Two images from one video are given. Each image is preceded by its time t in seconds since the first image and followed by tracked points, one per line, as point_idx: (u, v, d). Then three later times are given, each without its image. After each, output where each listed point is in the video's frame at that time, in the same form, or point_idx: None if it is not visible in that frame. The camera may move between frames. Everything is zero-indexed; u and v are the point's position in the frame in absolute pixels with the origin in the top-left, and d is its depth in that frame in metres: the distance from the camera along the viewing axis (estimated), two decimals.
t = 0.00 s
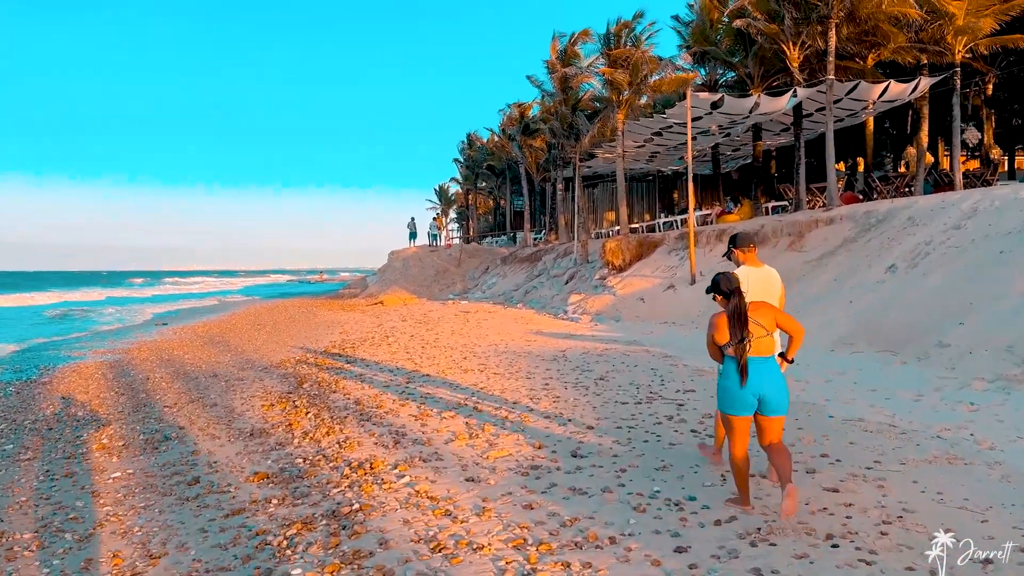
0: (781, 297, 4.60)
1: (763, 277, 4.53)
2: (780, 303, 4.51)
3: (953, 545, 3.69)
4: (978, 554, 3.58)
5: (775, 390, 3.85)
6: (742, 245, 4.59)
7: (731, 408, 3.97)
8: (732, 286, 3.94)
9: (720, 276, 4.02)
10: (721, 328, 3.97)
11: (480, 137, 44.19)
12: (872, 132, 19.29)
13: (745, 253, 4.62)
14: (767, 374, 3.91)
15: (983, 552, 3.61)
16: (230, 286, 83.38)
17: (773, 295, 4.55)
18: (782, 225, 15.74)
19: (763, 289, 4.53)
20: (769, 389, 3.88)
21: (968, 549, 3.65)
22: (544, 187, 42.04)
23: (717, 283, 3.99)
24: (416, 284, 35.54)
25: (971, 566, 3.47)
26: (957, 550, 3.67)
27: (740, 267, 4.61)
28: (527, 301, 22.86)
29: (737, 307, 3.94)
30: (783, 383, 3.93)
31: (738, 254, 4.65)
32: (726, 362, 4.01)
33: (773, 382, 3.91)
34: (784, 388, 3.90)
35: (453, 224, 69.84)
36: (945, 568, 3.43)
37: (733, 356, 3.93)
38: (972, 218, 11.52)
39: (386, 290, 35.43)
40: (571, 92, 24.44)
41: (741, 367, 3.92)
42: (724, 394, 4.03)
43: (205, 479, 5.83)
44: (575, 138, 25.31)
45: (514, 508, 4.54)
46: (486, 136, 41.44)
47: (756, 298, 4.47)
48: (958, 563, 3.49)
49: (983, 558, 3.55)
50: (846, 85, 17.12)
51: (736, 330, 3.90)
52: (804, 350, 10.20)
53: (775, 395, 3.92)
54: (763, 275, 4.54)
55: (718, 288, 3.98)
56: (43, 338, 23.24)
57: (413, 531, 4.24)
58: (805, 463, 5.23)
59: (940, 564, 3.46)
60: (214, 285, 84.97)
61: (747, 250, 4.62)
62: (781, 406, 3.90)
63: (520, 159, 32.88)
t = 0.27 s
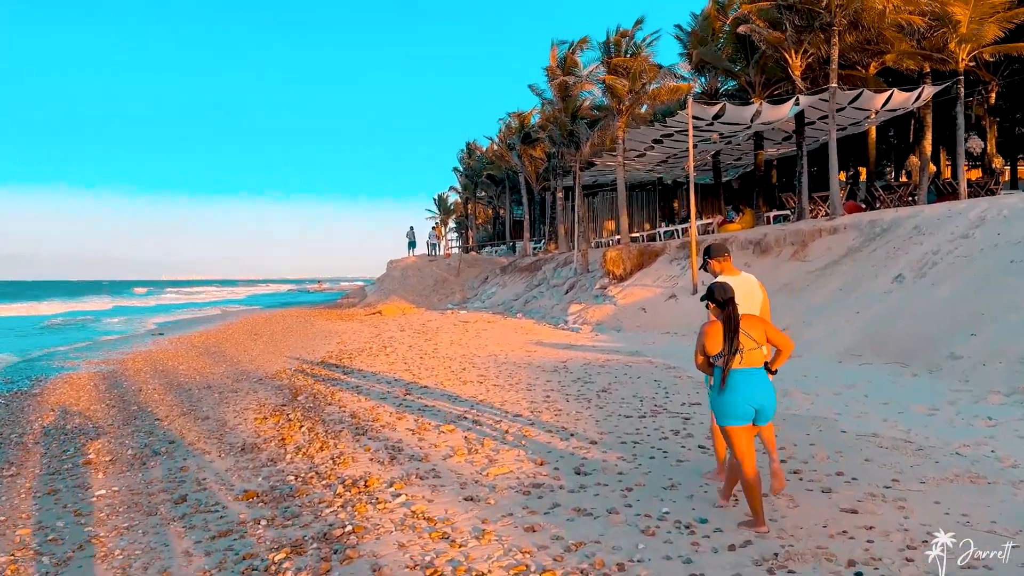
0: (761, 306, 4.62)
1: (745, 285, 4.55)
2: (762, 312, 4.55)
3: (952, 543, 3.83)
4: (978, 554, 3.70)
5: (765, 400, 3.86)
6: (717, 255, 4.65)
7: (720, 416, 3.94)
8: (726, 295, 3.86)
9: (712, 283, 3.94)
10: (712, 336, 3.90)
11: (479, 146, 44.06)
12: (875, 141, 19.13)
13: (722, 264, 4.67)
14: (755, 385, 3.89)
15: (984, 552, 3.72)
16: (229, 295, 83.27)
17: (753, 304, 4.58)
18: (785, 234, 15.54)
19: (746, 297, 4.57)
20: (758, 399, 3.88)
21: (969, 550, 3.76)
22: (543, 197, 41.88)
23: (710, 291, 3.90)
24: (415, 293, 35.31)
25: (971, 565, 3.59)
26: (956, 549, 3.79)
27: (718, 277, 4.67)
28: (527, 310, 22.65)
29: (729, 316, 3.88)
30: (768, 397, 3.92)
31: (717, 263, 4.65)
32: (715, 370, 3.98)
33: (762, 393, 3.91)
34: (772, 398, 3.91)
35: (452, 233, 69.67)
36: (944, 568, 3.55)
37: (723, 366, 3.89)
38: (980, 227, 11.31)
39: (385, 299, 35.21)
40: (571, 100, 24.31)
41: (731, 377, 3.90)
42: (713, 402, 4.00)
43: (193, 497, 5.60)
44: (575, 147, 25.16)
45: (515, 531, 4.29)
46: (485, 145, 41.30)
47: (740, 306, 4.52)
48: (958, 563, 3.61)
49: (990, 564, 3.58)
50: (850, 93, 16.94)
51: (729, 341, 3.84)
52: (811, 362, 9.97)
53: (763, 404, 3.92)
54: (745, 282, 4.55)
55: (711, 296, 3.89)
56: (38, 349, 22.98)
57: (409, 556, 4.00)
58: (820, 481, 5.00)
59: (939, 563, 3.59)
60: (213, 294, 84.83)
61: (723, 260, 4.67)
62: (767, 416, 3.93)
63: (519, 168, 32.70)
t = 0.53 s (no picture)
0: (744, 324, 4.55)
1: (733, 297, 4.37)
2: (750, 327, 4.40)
3: (952, 543, 4.01)
4: (978, 554, 3.87)
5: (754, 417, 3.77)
6: (711, 267, 4.53)
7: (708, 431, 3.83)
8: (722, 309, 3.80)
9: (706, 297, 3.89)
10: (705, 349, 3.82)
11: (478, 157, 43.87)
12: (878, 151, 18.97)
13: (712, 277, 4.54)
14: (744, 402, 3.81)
15: (984, 552, 3.90)
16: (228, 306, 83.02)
17: (746, 321, 4.36)
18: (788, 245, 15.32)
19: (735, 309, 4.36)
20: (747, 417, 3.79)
21: (968, 550, 3.94)
22: (542, 207, 41.65)
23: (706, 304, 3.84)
24: (413, 304, 35.03)
25: (969, 564, 3.77)
26: (956, 549, 3.97)
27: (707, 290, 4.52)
28: (526, 322, 22.41)
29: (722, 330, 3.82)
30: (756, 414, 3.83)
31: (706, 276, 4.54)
32: (704, 385, 3.88)
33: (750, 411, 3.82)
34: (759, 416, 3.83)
35: (451, 243, 69.41)
36: (944, 567, 3.72)
37: (716, 380, 3.78)
38: (989, 238, 11.10)
39: (383, 311, 34.93)
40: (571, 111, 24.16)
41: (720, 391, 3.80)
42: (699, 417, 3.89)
43: (178, 522, 5.34)
44: (574, 157, 24.99)
45: (515, 562, 4.03)
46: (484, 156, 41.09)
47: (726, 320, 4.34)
48: (957, 562, 3.79)
49: (989, 564, 3.75)
50: (853, 103, 16.75)
51: (727, 353, 3.76)
52: (817, 377, 9.74)
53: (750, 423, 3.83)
54: (737, 295, 4.33)
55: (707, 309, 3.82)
56: (32, 361, 22.67)
57: None
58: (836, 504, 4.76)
59: (940, 563, 3.77)
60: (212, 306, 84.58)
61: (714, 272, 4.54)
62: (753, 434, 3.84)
63: (518, 178, 32.48)
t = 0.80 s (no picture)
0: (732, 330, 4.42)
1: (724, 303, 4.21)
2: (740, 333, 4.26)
3: (953, 543, 4.06)
4: (978, 554, 3.93)
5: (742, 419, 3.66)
6: (704, 277, 4.27)
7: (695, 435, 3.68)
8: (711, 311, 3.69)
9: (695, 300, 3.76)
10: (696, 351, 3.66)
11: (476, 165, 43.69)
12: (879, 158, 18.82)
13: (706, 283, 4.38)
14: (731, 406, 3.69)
15: (984, 551, 3.95)
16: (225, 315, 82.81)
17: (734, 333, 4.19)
18: (789, 253, 15.11)
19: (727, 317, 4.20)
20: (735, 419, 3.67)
21: (969, 549, 3.98)
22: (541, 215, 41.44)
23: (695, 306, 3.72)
24: (410, 313, 34.77)
25: (970, 565, 3.83)
26: (957, 548, 4.04)
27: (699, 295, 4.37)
28: (524, 330, 22.19)
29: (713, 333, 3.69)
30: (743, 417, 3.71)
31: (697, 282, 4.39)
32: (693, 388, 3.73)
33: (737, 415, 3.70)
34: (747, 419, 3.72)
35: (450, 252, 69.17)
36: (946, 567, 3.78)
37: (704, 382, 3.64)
38: (995, 245, 10.88)
39: (380, 319, 34.69)
40: (568, 118, 23.99)
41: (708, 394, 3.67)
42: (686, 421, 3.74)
43: (158, 540, 5.10)
44: (572, 164, 24.81)
45: None
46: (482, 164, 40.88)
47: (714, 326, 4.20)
48: (958, 563, 3.84)
49: (990, 563, 3.81)
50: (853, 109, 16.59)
51: (719, 355, 3.62)
52: (821, 387, 9.51)
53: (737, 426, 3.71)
54: (730, 306, 4.18)
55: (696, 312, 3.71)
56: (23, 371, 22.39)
57: None
58: (850, 522, 4.53)
59: (942, 564, 3.81)
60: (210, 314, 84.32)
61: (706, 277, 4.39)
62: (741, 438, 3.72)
63: (516, 186, 32.28)
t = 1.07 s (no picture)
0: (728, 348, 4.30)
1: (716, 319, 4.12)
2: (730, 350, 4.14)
3: (953, 544, 4.23)
4: (978, 553, 4.11)
5: (724, 438, 3.53)
6: (698, 282, 4.15)
7: (676, 454, 3.60)
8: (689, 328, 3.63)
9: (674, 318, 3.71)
10: (675, 370, 3.61)
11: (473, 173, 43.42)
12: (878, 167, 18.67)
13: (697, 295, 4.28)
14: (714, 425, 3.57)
15: (984, 551, 4.13)
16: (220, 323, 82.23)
17: (724, 344, 4.10)
18: (790, 261, 14.92)
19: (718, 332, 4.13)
20: (716, 437, 3.55)
21: (969, 549, 4.17)
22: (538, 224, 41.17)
23: (673, 324, 3.66)
24: (406, 322, 34.43)
25: (970, 564, 4.01)
26: (957, 548, 4.21)
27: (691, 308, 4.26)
28: (521, 340, 21.93)
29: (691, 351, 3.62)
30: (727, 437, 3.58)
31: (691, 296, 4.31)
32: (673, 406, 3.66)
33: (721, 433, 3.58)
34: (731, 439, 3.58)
35: (446, 261, 68.80)
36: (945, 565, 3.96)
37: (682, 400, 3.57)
38: (1001, 254, 10.70)
39: (376, 329, 34.34)
40: (565, 126, 23.82)
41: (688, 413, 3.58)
42: (668, 439, 3.66)
43: (139, 563, 4.87)
44: (569, 172, 24.63)
45: None
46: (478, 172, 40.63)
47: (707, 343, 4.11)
48: (959, 562, 4.02)
49: (988, 563, 3.98)
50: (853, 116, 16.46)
51: (694, 373, 3.54)
52: (825, 400, 9.29)
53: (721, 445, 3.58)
54: (720, 318, 4.09)
55: (674, 330, 3.65)
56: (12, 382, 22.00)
57: None
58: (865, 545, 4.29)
59: (941, 562, 3.99)
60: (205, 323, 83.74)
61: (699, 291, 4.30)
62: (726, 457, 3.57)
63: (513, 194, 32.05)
